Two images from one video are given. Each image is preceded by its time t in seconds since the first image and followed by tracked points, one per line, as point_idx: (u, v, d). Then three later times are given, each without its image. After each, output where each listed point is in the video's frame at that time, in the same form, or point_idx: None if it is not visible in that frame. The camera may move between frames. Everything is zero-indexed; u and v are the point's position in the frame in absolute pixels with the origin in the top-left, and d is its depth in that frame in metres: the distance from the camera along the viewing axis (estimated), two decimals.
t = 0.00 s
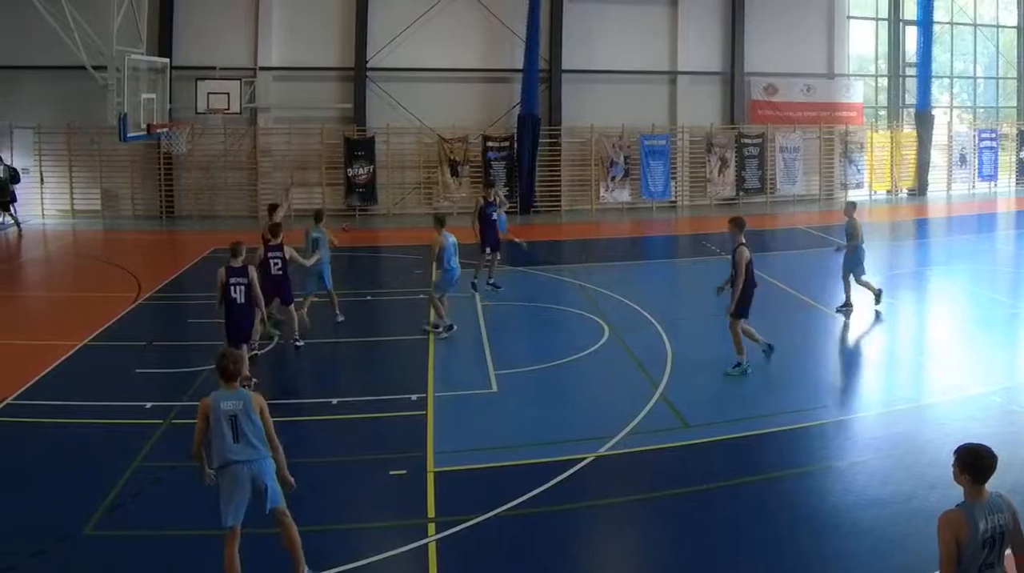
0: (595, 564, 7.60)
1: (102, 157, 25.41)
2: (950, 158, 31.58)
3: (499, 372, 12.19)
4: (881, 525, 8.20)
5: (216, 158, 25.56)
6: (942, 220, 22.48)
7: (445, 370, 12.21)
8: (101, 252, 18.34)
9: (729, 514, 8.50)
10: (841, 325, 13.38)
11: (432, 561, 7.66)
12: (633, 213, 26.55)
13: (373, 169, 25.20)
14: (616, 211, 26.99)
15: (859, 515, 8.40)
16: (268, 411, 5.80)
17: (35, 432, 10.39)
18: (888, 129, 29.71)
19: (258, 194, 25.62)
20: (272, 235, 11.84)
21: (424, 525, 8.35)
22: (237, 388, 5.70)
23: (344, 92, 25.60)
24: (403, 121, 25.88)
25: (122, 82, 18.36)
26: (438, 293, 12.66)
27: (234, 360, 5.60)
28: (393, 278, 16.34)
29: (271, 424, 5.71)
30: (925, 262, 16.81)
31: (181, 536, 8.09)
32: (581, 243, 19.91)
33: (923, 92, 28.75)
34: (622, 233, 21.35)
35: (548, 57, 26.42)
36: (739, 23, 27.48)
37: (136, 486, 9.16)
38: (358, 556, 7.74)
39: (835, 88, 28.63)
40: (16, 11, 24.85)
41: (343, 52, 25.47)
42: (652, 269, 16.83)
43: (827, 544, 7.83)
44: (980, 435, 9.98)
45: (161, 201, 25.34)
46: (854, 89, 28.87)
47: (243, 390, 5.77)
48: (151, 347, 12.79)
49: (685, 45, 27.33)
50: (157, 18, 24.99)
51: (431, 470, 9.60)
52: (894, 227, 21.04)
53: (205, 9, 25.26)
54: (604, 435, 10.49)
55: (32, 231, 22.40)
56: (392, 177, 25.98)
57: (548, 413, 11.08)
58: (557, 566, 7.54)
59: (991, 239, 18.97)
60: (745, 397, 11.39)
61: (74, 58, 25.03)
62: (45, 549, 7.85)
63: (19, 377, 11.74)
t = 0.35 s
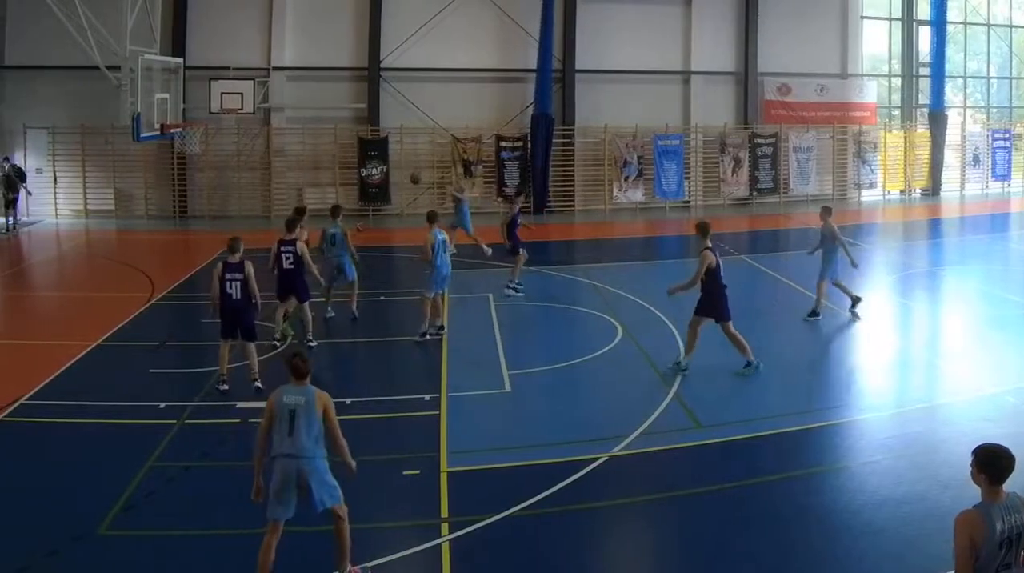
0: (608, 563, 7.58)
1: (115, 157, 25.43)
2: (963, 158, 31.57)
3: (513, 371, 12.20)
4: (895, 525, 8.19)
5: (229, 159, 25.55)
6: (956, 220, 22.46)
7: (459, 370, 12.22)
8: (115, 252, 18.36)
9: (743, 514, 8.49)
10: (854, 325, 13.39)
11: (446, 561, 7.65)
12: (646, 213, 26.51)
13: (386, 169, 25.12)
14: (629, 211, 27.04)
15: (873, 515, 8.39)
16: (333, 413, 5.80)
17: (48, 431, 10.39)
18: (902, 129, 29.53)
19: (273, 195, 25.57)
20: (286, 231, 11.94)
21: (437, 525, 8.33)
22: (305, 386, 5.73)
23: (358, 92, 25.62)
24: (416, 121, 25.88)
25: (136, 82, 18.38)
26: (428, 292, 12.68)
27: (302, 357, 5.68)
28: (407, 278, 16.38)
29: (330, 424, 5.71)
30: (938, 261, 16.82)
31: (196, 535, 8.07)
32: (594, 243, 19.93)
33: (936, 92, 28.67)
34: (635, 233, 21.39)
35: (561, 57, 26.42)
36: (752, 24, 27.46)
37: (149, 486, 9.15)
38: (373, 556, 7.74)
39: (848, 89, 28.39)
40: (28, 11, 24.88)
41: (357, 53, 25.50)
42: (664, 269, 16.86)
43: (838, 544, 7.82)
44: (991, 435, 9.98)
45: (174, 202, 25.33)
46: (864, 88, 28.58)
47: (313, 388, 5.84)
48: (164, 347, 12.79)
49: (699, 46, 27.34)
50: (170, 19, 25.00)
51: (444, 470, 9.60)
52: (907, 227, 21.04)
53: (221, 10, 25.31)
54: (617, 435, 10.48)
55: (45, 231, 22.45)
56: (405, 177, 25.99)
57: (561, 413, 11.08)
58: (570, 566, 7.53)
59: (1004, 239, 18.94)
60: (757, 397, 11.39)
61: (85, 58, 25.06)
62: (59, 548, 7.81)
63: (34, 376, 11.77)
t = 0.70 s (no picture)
0: (622, 564, 7.56)
1: (128, 157, 25.50)
2: (977, 158, 31.52)
3: (526, 371, 12.19)
4: (908, 526, 8.16)
5: (242, 158, 25.60)
6: (969, 220, 22.48)
7: (473, 371, 12.21)
8: (129, 252, 18.42)
9: (754, 514, 8.46)
10: (867, 325, 13.40)
11: (459, 560, 7.61)
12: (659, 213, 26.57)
13: (399, 169, 25.05)
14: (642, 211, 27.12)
15: (886, 514, 8.37)
16: (389, 399, 6.00)
17: (62, 431, 10.39)
18: (915, 129, 29.50)
19: (286, 196, 25.63)
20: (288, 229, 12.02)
21: (450, 525, 8.31)
22: (362, 373, 5.95)
23: (372, 92, 25.62)
24: (429, 121, 25.89)
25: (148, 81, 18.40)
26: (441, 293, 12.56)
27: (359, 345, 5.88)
28: (420, 279, 16.44)
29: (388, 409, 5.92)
30: (952, 261, 16.82)
31: (210, 535, 8.06)
32: (608, 243, 19.97)
33: (949, 92, 28.75)
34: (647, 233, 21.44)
35: (575, 56, 26.42)
36: (766, 24, 27.40)
37: (162, 485, 9.13)
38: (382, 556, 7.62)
39: (863, 89, 28.51)
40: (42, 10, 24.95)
41: (371, 52, 25.49)
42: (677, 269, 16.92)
43: (852, 544, 7.80)
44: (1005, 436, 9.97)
45: (187, 202, 25.42)
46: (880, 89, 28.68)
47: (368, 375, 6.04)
48: (178, 346, 12.81)
49: (713, 45, 27.31)
50: (184, 18, 25.07)
51: (458, 470, 9.59)
52: (921, 227, 21.05)
53: (235, 9, 25.35)
54: (630, 435, 10.48)
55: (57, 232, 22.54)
56: (418, 177, 26.04)
57: (575, 413, 11.07)
58: (584, 567, 7.50)
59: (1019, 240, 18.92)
60: (769, 397, 11.39)
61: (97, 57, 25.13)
62: (73, 549, 7.80)
63: (48, 374, 11.82)
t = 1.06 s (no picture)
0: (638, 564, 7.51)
1: (143, 157, 25.51)
2: (991, 158, 31.34)
3: (541, 372, 12.19)
4: (923, 526, 8.14)
5: (257, 158, 25.58)
6: (984, 220, 22.47)
7: (488, 371, 12.19)
8: (143, 252, 18.47)
9: (767, 514, 8.42)
10: (882, 325, 13.38)
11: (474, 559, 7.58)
12: (674, 213, 26.57)
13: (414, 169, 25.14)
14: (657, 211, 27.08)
15: (902, 514, 8.33)
16: (437, 388, 6.19)
17: (76, 431, 10.38)
18: (929, 129, 29.46)
19: (302, 197, 25.69)
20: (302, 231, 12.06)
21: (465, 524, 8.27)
22: (412, 365, 6.12)
23: (387, 92, 25.63)
24: (443, 121, 25.91)
25: (164, 82, 18.42)
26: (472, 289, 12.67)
27: (405, 338, 6.06)
28: (433, 281, 16.45)
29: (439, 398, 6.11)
30: (968, 261, 16.83)
31: (224, 535, 8.03)
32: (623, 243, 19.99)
33: (965, 92, 28.53)
34: (662, 233, 21.47)
35: (589, 56, 26.44)
36: (781, 24, 27.32)
37: (176, 485, 9.10)
38: (394, 558, 7.54)
39: (878, 89, 28.42)
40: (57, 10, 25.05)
41: (386, 52, 25.52)
42: (692, 269, 16.99)
43: (867, 544, 7.76)
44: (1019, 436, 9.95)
45: (203, 202, 25.42)
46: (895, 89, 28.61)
47: (416, 368, 6.21)
48: (192, 347, 12.79)
49: (727, 45, 27.25)
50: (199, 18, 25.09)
51: (473, 471, 9.57)
52: (936, 227, 21.03)
53: (249, 9, 25.38)
54: (647, 434, 10.46)
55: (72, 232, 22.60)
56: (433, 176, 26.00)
57: (589, 413, 11.04)
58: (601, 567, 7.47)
59: None
60: (783, 397, 11.36)
61: (110, 58, 25.22)
62: (88, 549, 7.77)
63: (65, 373, 11.86)
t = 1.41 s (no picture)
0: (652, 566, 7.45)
1: (157, 157, 25.48)
2: (1005, 158, 31.14)
3: (554, 371, 12.19)
4: (937, 525, 8.10)
5: (271, 158, 25.57)
6: (997, 220, 22.49)
7: (502, 371, 12.19)
8: (156, 252, 18.52)
9: (779, 514, 8.36)
10: (895, 325, 13.40)
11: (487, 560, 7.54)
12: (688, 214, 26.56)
13: (428, 169, 25.17)
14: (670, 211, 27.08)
15: (915, 514, 8.29)
16: (472, 383, 6.67)
17: (91, 431, 10.34)
18: (942, 129, 29.34)
19: (315, 197, 25.66)
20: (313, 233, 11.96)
21: (478, 524, 8.22)
22: (447, 363, 6.59)
23: (401, 92, 25.66)
24: (457, 121, 25.93)
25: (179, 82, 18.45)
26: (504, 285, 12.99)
27: (442, 336, 6.53)
28: (446, 281, 16.48)
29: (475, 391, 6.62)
30: (981, 261, 16.84)
31: (236, 536, 7.98)
32: (636, 243, 20.06)
33: (978, 92, 28.38)
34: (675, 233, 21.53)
35: (603, 56, 26.46)
36: (794, 24, 27.30)
37: (189, 484, 9.06)
38: (411, 556, 7.56)
39: (891, 89, 28.37)
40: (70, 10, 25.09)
41: (400, 53, 25.54)
42: (706, 269, 17.03)
43: (880, 544, 7.73)
44: None
45: (216, 202, 25.41)
46: (908, 89, 28.51)
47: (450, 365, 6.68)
48: (205, 347, 12.78)
49: (742, 45, 27.24)
50: (213, 18, 25.11)
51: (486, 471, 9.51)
52: (949, 227, 21.05)
53: (262, 9, 25.39)
54: (659, 435, 10.41)
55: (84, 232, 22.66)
56: (446, 176, 26.03)
57: (602, 413, 11.01)
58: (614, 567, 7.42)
59: None
60: (796, 397, 11.34)
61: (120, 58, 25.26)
62: (101, 550, 7.72)
63: (81, 372, 11.87)
